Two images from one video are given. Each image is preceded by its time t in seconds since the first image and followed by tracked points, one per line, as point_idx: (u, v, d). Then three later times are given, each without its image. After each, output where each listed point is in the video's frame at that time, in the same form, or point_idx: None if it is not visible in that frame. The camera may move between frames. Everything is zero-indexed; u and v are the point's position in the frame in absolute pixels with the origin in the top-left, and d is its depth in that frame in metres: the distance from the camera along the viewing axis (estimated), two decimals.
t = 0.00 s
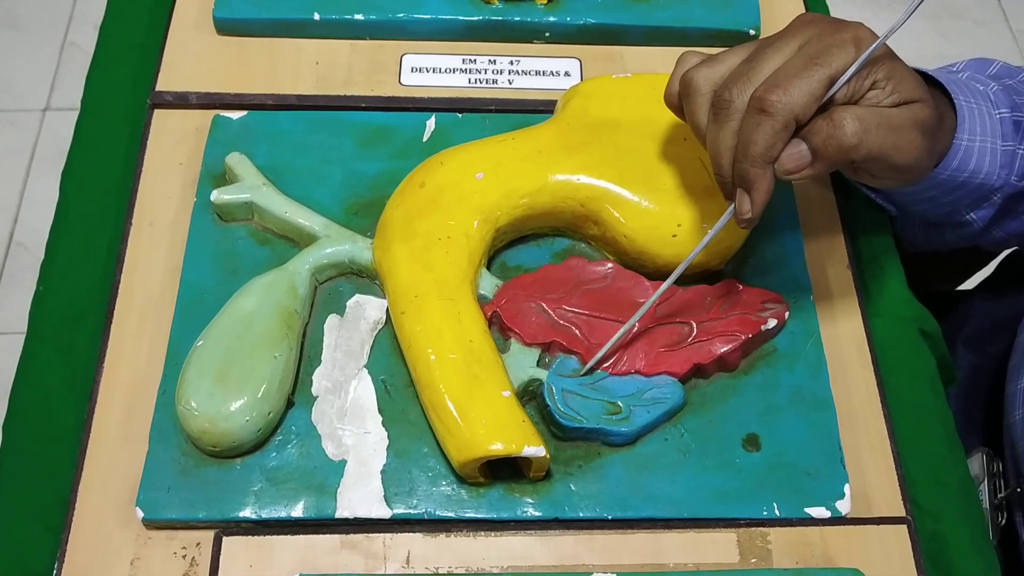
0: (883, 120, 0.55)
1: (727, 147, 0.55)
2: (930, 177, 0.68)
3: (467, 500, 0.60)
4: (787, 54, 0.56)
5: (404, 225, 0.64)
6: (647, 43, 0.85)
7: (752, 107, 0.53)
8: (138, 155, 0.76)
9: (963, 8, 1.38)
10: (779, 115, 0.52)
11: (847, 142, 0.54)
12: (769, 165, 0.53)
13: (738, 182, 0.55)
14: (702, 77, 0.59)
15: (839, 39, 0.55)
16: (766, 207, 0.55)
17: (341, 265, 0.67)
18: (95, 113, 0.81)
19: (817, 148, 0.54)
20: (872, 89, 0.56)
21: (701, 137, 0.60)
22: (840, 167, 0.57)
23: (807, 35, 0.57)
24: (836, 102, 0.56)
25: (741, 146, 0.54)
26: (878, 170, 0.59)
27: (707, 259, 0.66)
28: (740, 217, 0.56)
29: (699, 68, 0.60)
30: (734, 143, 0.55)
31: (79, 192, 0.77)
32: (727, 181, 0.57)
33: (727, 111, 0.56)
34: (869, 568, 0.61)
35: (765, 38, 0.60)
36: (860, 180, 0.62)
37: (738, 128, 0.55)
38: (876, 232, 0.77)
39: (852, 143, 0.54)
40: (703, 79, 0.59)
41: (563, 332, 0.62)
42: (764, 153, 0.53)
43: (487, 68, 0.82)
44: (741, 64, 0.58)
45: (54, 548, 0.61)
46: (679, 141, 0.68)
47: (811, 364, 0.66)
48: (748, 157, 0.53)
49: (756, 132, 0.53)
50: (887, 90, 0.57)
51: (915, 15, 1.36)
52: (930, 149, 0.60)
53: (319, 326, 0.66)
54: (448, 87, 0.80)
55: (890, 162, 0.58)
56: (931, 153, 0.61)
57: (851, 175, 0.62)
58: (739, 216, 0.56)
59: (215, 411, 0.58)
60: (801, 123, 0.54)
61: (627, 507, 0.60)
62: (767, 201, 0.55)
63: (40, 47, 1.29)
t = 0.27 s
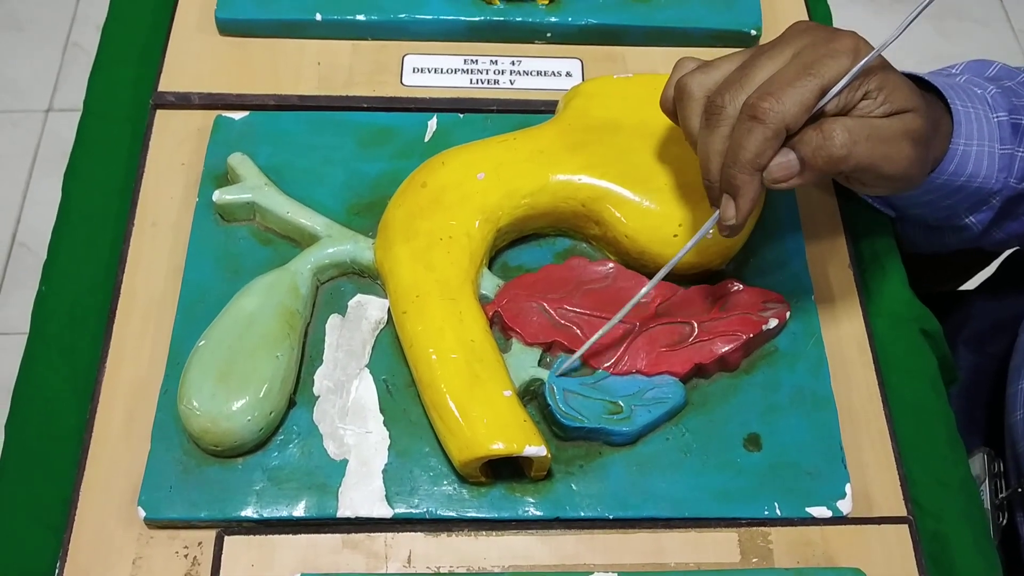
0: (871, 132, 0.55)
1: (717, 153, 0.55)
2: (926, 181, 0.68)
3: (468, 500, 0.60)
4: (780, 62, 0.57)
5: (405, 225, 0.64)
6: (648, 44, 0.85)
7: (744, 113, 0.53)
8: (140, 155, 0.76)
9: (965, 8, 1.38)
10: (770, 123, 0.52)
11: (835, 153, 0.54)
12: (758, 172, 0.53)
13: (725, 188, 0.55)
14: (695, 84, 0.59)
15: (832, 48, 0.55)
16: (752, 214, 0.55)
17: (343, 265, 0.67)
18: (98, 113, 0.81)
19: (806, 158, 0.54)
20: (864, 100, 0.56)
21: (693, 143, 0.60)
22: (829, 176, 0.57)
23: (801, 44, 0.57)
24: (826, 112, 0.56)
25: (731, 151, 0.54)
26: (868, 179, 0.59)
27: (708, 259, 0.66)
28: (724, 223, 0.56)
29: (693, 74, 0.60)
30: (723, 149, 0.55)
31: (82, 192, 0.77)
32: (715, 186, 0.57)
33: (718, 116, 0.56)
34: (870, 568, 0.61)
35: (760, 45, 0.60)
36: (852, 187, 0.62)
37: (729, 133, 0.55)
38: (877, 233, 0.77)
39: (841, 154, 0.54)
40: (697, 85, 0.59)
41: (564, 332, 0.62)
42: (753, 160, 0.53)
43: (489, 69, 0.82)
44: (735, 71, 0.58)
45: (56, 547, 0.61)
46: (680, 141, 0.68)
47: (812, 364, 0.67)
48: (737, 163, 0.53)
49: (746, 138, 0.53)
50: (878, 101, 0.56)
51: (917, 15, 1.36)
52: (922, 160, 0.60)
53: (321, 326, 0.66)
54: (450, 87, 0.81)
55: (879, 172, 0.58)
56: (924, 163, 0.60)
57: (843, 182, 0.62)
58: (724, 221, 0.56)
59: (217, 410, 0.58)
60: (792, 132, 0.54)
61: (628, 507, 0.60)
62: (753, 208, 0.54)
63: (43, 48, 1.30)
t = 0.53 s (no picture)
0: (864, 134, 0.55)
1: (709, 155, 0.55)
2: (923, 181, 0.68)
3: (468, 498, 0.60)
4: (774, 65, 0.57)
5: (406, 223, 0.64)
6: (649, 43, 0.85)
7: (737, 116, 0.53)
8: (142, 154, 0.76)
9: (968, 8, 1.38)
10: (763, 126, 0.52)
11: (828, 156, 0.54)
12: (750, 174, 0.53)
13: (717, 191, 0.55)
14: (689, 85, 0.59)
15: (825, 52, 0.56)
16: (744, 216, 0.55)
17: (344, 263, 0.67)
18: (99, 112, 0.81)
19: (798, 161, 0.54)
20: (856, 103, 0.56)
21: (687, 145, 0.60)
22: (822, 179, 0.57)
23: (795, 47, 0.57)
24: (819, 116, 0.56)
25: (723, 153, 0.54)
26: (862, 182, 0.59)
27: (709, 257, 0.66)
28: (716, 225, 0.56)
29: (688, 76, 0.60)
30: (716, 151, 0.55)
31: (83, 191, 0.77)
32: (708, 188, 0.57)
33: (712, 118, 0.56)
34: (871, 567, 0.61)
35: (754, 48, 0.60)
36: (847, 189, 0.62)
37: (722, 136, 0.55)
38: (877, 232, 0.77)
39: (833, 157, 0.54)
40: (691, 87, 0.59)
41: (565, 330, 0.63)
42: (745, 162, 0.53)
43: (490, 68, 0.82)
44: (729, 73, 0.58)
45: (57, 545, 0.61)
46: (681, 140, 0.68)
47: (813, 363, 0.66)
48: (730, 165, 0.53)
49: (739, 141, 0.53)
50: (871, 104, 0.57)
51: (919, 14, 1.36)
52: (916, 162, 0.60)
53: (321, 325, 0.66)
54: (450, 86, 0.81)
55: (873, 175, 0.58)
56: (918, 166, 0.60)
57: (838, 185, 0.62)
58: (715, 224, 0.56)
59: (217, 409, 0.58)
60: (784, 135, 0.54)
61: (628, 505, 0.60)
62: (745, 210, 0.54)
63: (45, 48, 1.30)
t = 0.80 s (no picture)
0: (863, 132, 0.55)
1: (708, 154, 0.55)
2: (923, 180, 0.68)
3: (469, 497, 0.60)
4: (773, 63, 0.57)
5: (407, 222, 0.65)
6: (649, 42, 0.85)
7: (735, 115, 0.53)
8: (143, 155, 0.76)
9: (968, 8, 1.38)
10: (761, 125, 0.52)
11: (826, 154, 0.54)
12: (748, 173, 0.53)
13: (716, 190, 0.55)
14: (688, 84, 0.59)
15: (824, 50, 0.56)
16: (743, 215, 0.55)
17: (344, 263, 0.67)
18: (100, 113, 0.81)
19: (797, 159, 0.54)
20: (855, 101, 0.57)
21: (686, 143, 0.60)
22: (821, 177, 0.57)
23: (794, 45, 0.57)
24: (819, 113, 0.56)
25: (722, 153, 0.54)
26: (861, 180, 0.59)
27: (709, 257, 0.66)
28: (715, 224, 0.56)
29: (687, 75, 0.60)
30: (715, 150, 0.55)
31: (84, 191, 0.77)
32: (706, 187, 0.57)
33: (711, 118, 0.56)
34: (870, 566, 0.61)
35: (753, 46, 0.60)
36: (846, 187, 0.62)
37: (721, 135, 0.55)
38: (877, 232, 0.77)
39: (832, 154, 0.54)
40: (690, 86, 0.59)
41: (565, 330, 0.63)
42: (744, 161, 0.53)
43: (490, 68, 0.82)
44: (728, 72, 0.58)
45: (59, 544, 0.61)
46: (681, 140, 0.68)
47: (813, 362, 0.67)
48: (728, 164, 0.53)
49: (737, 140, 0.53)
50: (870, 102, 0.57)
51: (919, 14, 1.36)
52: (915, 160, 0.60)
53: (322, 324, 0.66)
54: (451, 87, 0.81)
55: (872, 172, 0.58)
56: (917, 164, 0.60)
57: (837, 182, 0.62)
58: (715, 223, 0.56)
59: (218, 408, 0.58)
60: (782, 133, 0.54)
61: (628, 504, 0.60)
62: (744, 209, 0.54)
63: (46, 49, 1.30)
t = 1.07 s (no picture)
0: (870, 135, 0.55)
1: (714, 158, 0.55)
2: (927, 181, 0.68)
3: (470, 498, 0.60)
4: (779, 66, 0.57)
5: (408, 223, 0.65)
6: (650, 43, 0.85)
7: (742, 119, 0.53)
8: (144, 156, 0.77)
9: (969, 8, 1.38)
10: (767, 129, 0.52)
11: (833, 157, 0.54)
12: (755, 177, 0.53)
13: (723, 194, 0.55)
14: (694, 87, 0.60)
15: (830, 53, 0.56)
16: (750, 219, 0.55)
17: (346, 264, 0.67)
18: (102, 114, 0.81)
19: (804, 162, 0.54)
20: (862, 104, 0.57)
21: (692, 146, 0.60)
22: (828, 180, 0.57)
23: (800, 48, 0.57)
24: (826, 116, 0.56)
25: (728, 157, 0.54)
26: (868, 183, 0.59)
27: (710, 258, 0.66)
28: (722, 228, 0.56)
29: (692, 77, 0.60)
30: (722, 153, 0.55)
31: (86, 192, 0.77)
32: (713, 190, 0.57)
33: (717, 121, 0.56)
34: (872, 567, 0.61)
35: (759, 48, 0.60)
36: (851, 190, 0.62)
37: (727, 138, 0.55)
38: (879, 233, 0.77)
39: (838, 158, 0.54)
40: (696, 89, 0.59)
41: (566, 331, 0.63)
42: (751, 165, 0.53)
43: (491, 69, 0.82)
44: (733, 75, 0.58)
45: (61, 545, 0.61)
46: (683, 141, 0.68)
47: (815, 363, 0.67)
48: (735, 168, 0.53)
49: (744, 144, 0.53)
50: (876, 104, 0.57)
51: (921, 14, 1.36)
52: (921, 164, 0.60)
53: (323, 326, 0.66)
54: (452, 88, 0.81)
55: (879, 176, 0.57)
56: (924, 167, 0.60)
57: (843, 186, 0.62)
58: (722, 227, 0.56)
59: (219, 409, 0.58)
60: (789, 137, 0.54)
61: (630, 506, 0.60)
62: (751, 213, 0.54)
63: (47, 50, 1.30)
